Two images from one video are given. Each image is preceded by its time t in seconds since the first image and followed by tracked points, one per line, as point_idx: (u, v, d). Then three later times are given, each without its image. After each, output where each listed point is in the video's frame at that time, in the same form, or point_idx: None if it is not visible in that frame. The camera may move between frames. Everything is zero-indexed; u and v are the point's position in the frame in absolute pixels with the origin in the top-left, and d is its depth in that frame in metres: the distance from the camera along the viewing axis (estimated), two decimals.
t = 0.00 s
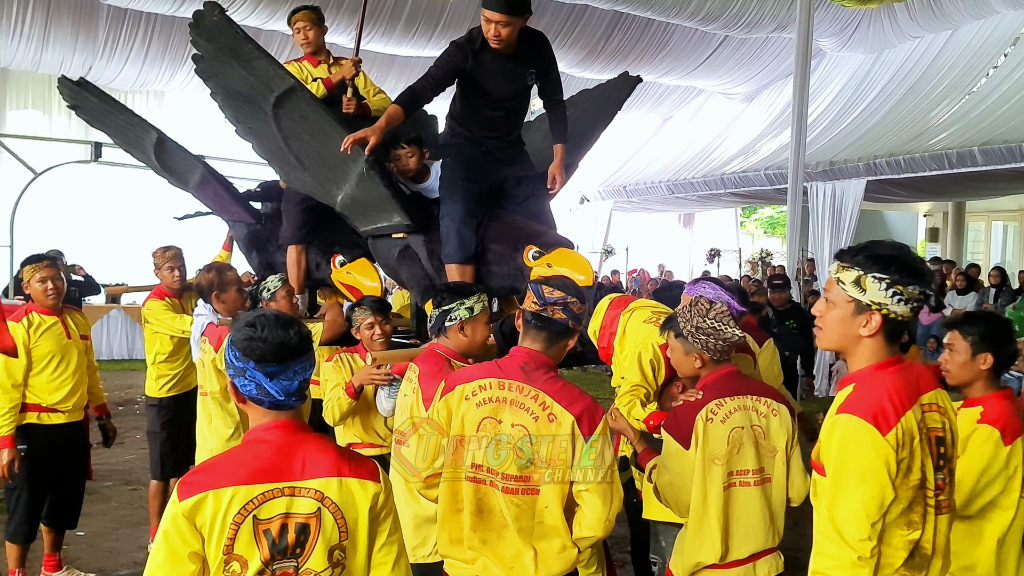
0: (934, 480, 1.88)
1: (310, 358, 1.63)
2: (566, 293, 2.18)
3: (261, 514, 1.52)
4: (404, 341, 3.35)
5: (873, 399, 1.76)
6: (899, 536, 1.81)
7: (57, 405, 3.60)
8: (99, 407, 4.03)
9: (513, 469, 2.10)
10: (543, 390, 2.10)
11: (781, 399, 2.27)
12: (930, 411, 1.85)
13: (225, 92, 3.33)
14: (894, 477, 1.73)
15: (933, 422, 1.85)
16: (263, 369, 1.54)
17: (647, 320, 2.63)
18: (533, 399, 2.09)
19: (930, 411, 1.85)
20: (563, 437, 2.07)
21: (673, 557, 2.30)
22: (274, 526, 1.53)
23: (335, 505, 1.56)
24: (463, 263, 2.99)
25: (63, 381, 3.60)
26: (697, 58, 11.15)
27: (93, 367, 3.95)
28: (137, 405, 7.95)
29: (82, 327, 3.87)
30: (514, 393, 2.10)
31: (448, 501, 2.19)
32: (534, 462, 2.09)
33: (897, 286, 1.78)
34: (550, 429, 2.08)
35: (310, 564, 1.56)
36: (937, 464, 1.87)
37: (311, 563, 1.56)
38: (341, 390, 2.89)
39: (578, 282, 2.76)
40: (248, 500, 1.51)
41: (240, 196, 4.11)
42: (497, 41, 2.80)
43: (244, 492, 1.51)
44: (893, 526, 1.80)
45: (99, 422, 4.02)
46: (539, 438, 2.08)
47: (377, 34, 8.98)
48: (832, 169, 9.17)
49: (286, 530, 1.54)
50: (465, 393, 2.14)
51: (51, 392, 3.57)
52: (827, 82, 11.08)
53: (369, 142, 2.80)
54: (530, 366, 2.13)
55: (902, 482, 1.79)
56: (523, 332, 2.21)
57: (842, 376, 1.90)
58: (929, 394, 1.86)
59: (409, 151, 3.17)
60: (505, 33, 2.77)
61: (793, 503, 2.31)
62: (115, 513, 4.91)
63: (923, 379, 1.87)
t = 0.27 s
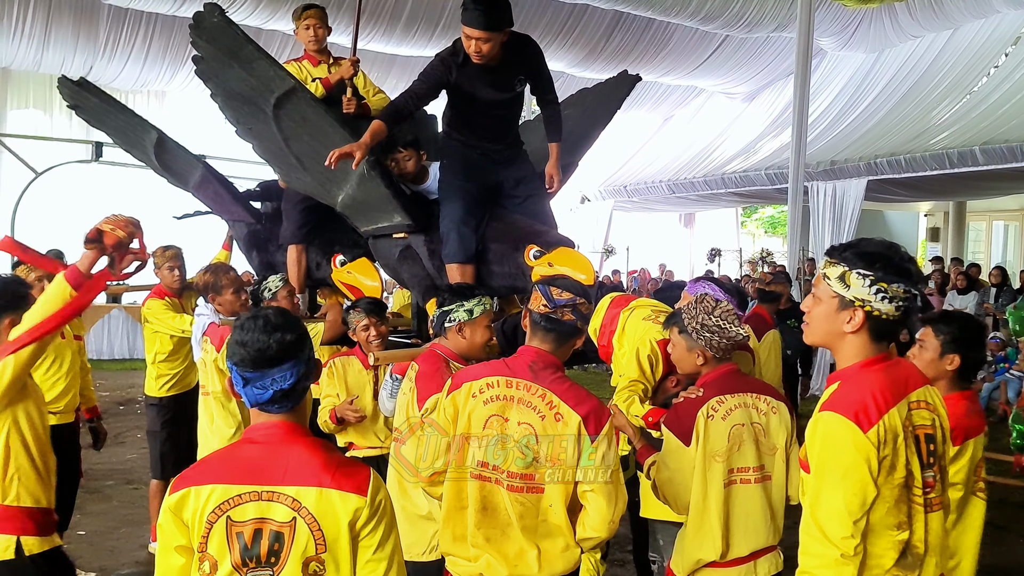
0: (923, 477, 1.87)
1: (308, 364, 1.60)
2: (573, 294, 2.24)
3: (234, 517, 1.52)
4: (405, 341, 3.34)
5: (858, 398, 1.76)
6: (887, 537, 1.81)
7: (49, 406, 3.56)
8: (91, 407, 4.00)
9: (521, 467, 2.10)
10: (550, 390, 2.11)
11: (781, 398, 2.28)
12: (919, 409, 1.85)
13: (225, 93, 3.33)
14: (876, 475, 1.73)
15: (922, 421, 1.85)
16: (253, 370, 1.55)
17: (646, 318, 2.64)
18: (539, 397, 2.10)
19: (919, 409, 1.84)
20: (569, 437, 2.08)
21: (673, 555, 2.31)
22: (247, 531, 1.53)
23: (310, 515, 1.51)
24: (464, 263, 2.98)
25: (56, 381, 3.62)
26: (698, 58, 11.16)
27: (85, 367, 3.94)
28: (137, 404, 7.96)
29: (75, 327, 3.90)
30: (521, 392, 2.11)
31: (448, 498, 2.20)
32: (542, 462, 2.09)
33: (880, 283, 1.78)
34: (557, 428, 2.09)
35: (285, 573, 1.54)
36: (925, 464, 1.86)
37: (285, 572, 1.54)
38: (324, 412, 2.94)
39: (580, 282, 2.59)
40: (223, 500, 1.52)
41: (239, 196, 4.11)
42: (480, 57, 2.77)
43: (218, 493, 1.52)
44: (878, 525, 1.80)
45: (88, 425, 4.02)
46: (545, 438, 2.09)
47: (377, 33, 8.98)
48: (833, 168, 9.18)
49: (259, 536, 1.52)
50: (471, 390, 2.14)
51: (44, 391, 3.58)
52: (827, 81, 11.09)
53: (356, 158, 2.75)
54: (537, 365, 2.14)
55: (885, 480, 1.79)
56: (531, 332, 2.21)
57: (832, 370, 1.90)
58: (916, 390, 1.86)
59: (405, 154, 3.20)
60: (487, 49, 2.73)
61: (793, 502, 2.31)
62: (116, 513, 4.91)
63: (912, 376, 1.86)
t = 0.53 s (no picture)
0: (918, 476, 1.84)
1: (301, 367, 1.56)
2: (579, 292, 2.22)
3: (233, 512, 1.54)
4: (406, 341, 3.33)
5: (843, 397, 1.77)
6: (877, 533, 1.81)
7: (39, 407, 3.59)
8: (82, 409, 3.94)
9: (525, 466, 2.10)
10: (557, 390, 2.11)
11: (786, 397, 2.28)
12: (920, 406, 1.84)
13: (225, 94, 3.33)
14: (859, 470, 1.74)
15: (921, 419, 1.84)
16: (242, 372, 1.54)
17: (646, 318, 2.66)
18: (545, 397, 2.10)
19: (919, 407, 1.84)
20: (575, 436, 2.08)
21: (677, 553, 2.31)
22: (244, 526, 1.54)
23: (305, 514, 1.51)
24: (464, 263, 2.97)
25: (48, 382, 3.63)
26: (698, 58, 11.15)
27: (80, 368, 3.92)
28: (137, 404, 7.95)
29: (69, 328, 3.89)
30: (527, 391, 2.11)
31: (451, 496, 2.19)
32: (548, 461, 2.09)
33: (873, 276, 1.78)
34: (563, 428, 2.09)
35: (282, 570, 1.55)
36: (920, 464, 1.83)
37: (282, 570, 1.55)
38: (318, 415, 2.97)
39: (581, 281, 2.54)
40: (224, 493, 1.54)
41: (240, 195, 4.11)
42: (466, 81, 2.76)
43: (218, 487, 1.54)
44: (865, 520, 1.80)
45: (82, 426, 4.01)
46: (549, 438, 2.08)
47: (377, 33, 8.98)
48: (834, 168, 9.19)
49: (256, 532, 1.53)
50: (477, 389, 2.14)
51: (37, 392, 3.59)
52: (828, 81, 11.08)
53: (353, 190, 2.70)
54: (543, 365, 2.14)
55: (870, 476, 1.79)
56: (535, 332, 2.21)
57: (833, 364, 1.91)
58: (914, 387, 1.84)
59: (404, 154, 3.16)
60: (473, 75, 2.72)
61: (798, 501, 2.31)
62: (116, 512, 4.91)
63: (914, 375, 1.86)
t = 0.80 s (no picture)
0: (934, 477, 1.82)
1: (329, 360, 1.57)
2: (574, 288, 2.15)
3: (256, 503, 1.55)
4: (408, 342, 3.36)
5: (857, 391, 1.78)
6: (880, 527, 1.80)
7: (35, 408, 3.59)
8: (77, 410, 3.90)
9: (526, 467, 2.11)
10: (558, 389, 2.11)
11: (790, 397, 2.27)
12: (946, 409, 1.82)
13: (221, 100, 3.27)
14: (866, 460, 1.75)
15: (945, 422, 1.81)
16: (271, 367, 1.55)
17: (648, 321, 2.65)
18: (546, 397, 2.11)
19: (945, 410, 1.81)
20: (578, 436, 2.09)
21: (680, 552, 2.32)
22: (267, 517, 1.55)
23: (326, 508, 1.53)
24: (464, 266, 2.94)
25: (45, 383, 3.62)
26: (698, 58, 11.15)
27: (72, 370, 3.86)
28: (137, 404, 7.95)
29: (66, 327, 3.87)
30: (527, 392, 2.11)
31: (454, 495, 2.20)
32: (550, 462, 2.10)
33: (898, 271, 1.81)
34: (565, 428, 2.10)
35: (302, 562, 1.56)
36: (934, 464, 1.81)
37: (302, 562, 1.56)
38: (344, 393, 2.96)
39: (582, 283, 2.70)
40: (248, 486, 1.56)
41: (241, 196, 4.10)
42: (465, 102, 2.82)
43: (242, 479, 1.56)
44: (871, 511, 1.80)
45: (76, 426, 4.00)
46: (552, 437, 2.09)
47: (377, 33, 8.99)
48: (834, 168, 9.21)
49: (278, 524, 1.55)
50: (477, 391, 2.14)
51: (31, 394, 3.57)
52: (828, 81, 11.09)
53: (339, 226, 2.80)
54: (543, 365, 2.14)
55: (878, 469, 1.79)
56: (532, 331, 2.19)
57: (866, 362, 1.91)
58: (936, 391, 1.82)
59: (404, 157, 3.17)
60: (472, 96, 2.78)
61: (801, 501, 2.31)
62: (116, 512, 4.91)
63: (944, 376, 1.84)
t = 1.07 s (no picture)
0: (974, 479, 1.88)
1: (362, 354, 1.68)
2: (568, 289, 2.13)
3: (289, 496, 1.65)
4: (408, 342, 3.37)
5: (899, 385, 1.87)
6: (909, 517, 1.89)
7: (35, 408, 3.58)
8: (80, 408, 3.98)
9: (526, 466, 2.12)
10: (558, 387, 2.11)
11: (794, 399, 2.25)
12: (993, 414, 1.85)
13: (220, 102, 3.24)
14: (900, 450, 1.85)
15: (991, 426, 1.85)
16: (309, 357, 1.66)
17: (651, 322, 2.62)
18: (546, 395, 2.10)
19: (993, 415, 1.85)
20: (580, 436, 2.10)
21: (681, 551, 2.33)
22: (299, 510, 1.64)
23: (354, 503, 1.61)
24: (464, 268, 2.96)
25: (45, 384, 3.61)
26: (698, 58, 11.15)
27: (76, 369, 3.89)
28: (137, 404, 7.94)
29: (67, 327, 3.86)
30: (528, 391, 2.11)
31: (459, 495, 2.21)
32: (551, 462, 2.12)
33: (949, 274, 1.87)
34: (567, 426, 2.10)
35: (333, 554, 1.64)
36: (973, 467, 1.87)
37: (333, 554, 1.64)
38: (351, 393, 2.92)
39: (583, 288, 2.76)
40: (280, 479, 1.66)
41: (242, 196, 4.11)
42: (479, 99, 2.77)
43: (276, 473, 1.66)
44: (904, 502, 1.89)
45: (81, 425, 4.01)
46: (554, 437, 2.10)
47: (377, 34, 8.99)
48: (833, 169, 9.22)
49: (310, 517, 1.64)
50: (477, 391, 2.14)
51: (31, 394, 3.56)
52: (828, 80, 11.09)
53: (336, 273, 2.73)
54: (541, 364, 2.13)
55: (913, 462, 1.87)
56: (528, 331, 2.17)
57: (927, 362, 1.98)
58: (983, 395, 1.86)
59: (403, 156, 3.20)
60: (487, 93, 2.74)
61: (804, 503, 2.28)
62: (115, 512, 4.91)
63: (997, 379, 1.87)
